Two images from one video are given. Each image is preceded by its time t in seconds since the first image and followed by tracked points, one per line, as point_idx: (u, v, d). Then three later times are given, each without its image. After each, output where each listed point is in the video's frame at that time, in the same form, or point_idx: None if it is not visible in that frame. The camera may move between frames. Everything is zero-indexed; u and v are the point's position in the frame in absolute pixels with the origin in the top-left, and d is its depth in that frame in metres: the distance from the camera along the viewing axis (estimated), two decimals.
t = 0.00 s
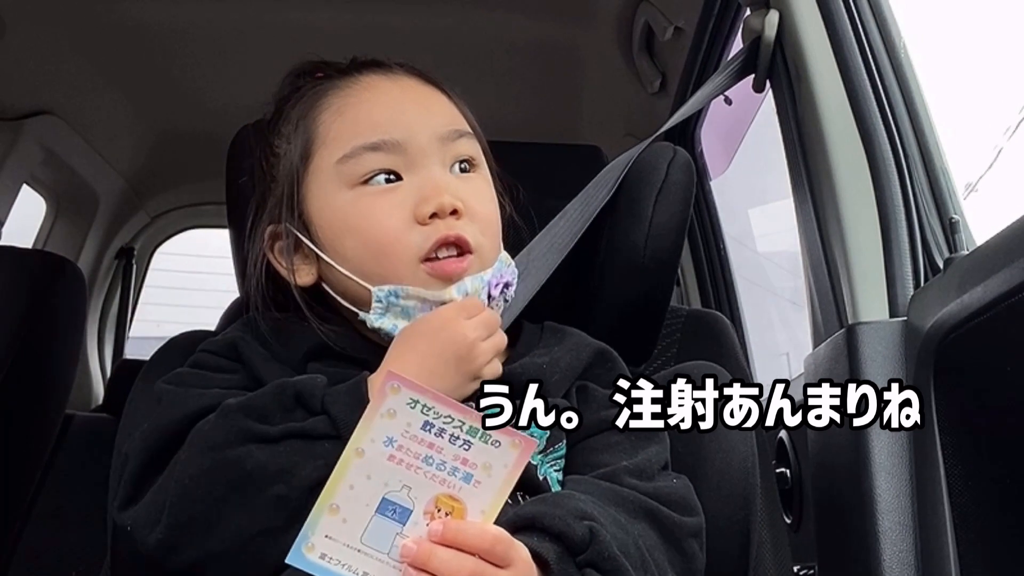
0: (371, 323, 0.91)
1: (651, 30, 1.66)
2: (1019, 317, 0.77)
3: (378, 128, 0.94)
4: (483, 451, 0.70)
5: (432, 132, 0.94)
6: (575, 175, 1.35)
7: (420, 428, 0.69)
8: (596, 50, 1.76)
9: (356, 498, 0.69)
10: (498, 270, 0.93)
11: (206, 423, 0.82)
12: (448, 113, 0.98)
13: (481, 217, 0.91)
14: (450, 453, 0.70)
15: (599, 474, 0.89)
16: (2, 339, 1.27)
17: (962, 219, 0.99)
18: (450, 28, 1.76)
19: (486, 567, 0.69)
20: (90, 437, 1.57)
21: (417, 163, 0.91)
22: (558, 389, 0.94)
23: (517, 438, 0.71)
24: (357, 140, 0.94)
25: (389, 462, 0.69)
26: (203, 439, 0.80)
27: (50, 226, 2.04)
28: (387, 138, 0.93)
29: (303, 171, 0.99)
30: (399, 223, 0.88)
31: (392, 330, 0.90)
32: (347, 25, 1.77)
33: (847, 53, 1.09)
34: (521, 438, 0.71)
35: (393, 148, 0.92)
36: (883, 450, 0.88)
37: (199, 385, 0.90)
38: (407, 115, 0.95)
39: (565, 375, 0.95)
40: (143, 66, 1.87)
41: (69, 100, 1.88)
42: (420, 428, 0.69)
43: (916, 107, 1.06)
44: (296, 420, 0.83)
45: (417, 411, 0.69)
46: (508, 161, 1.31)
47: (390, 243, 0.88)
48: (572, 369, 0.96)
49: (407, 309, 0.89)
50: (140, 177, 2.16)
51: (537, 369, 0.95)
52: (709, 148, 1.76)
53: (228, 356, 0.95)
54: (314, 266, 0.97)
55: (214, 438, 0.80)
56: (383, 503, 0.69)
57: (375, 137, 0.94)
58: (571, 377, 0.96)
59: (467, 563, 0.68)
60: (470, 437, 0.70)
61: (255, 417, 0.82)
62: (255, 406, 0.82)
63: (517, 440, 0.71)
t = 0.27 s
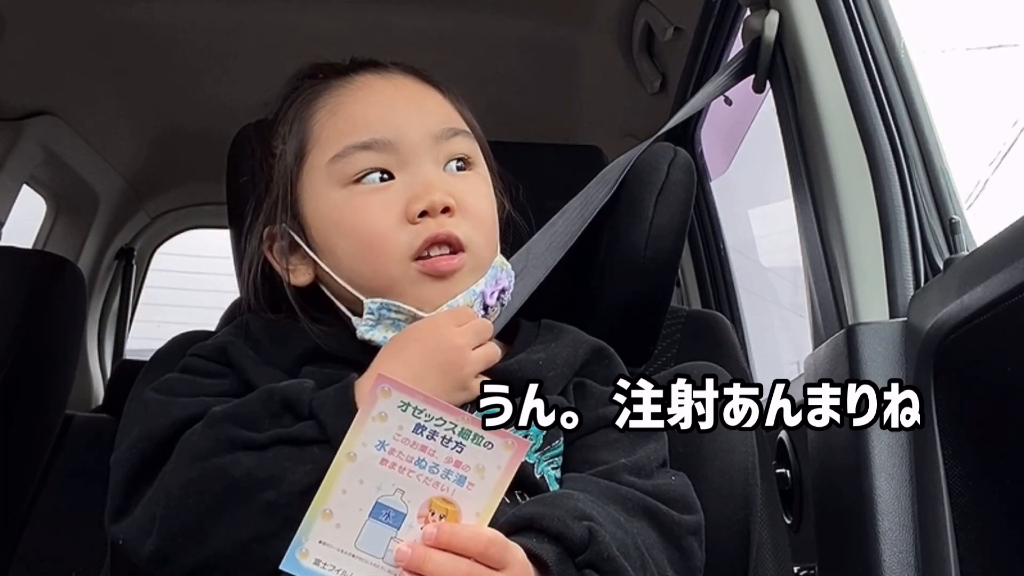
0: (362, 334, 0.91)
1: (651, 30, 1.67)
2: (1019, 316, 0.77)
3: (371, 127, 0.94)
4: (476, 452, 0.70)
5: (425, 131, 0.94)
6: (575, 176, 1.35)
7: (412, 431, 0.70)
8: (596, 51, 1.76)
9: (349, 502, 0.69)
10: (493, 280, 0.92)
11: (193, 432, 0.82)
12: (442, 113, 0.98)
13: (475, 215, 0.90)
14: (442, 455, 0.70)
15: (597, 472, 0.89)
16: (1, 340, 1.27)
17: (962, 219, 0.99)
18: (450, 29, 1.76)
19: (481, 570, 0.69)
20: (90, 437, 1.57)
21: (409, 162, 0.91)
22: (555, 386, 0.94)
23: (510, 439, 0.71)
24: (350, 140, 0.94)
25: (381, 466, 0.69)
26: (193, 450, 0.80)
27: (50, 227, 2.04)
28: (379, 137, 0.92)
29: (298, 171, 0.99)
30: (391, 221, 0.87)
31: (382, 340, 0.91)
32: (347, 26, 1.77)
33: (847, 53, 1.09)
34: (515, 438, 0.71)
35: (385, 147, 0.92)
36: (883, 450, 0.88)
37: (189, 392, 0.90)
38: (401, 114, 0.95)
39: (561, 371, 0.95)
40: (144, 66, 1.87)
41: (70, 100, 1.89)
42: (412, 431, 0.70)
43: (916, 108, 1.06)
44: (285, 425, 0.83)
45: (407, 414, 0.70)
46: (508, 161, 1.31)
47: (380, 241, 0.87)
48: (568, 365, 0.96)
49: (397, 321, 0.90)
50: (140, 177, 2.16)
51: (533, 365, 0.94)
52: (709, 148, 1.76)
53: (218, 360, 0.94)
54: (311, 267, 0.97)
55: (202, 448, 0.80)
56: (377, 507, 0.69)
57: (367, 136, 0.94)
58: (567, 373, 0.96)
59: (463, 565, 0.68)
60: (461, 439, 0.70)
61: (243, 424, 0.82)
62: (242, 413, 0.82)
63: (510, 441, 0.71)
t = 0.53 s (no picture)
0: (368, 329, 0.91)
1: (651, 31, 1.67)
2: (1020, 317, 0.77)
3: (388, 130, 0.94)
4: (484, 443, 0.72)
5: (441, 136, 0.93)
6: (576, 177, 1.36)
7: (421, 421, 0.70)
8: (596, 52, 1.76)
9: (357, 494, 0.69)
10: (503, 273, 0.92)
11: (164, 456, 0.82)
12: (458, 117, 0.98)
13: (488, 223, 0.91)
14: (452, 446, 0.71)
15: (596, 473, 0.89)
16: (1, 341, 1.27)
17: (962, 220, 0.99)
18: (450, 29, 1.76)
19: (490, 560, 0.70)
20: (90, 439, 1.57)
21: (425, 167, 0.91)
22: (553, 388, 0.94)
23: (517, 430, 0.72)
24: (366, 141, 0.94)
25: (389, 457, 0.70)
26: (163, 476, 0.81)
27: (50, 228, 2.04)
28: (396, 141, 0.92)
29: (310, 170, 0.99)
30: (406, 226, 0.88)
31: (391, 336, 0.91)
32: (347, 27, 1.77)
33: (846, 53, 1.09)
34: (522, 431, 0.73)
35: (403, 151, 0.92)
36: (882, 450, 0.88)
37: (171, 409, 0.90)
38: (417, 118, 0.95)
39: (559, 373, 0.95)
40: (145, 67, 1.87)
41: (71, 101, 1.89)
42: (421, 422, 0.70)
43: (916, 109, 1.06)
44: (249, 445, 0.82)
45: (417, 405, 0.70)
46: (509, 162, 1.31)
47: (396, 245, 0.88)
48: (566, 367, 0.96)
49: (402, 313, 0.89)
50: (140, 178, 2.16)
51: (530, 368, 0.93)
52: (709, 149, 1.76)
53: (198, 372, 0.92)
54: (317, 266, 0.97)
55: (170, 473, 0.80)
56: (385, 498, 0.70)
57: (384, 138, 0.93)
58: (565, 376, 0.95)
59: (472, 556, 0.70)
60: (470, 430, 0.71)
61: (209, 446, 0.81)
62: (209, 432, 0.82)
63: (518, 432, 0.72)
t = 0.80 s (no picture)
0: (380, 316, 0.90)
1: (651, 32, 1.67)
2: (1020, 317, 0.77)
3: (424, 122, 0.96)
4: (472, 437, 0.73)
5: (473, 137, 0.95)
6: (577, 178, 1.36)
7: (407, 420, 0.73)
8: (596, 53, 1.76)
9: (351, 499, 0.71)
10: (518, 278, 0.93)
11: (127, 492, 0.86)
12: (490, 120, 0.99)
13: (511, 226, 0.93)
14: (440, 442, 0.72)
15: (597, 476, 0.89)
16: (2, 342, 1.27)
17: (963, 222, 1.00)
18: (450, 30, 1.76)
19: (494, 552, 0.68)
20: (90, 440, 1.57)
21: (456, 163, 0.93)
22: (553, 391, 0.96)
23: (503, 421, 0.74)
24: (401, 132, 0.96)
25: (380, 459, 0.72)
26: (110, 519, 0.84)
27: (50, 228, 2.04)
28: (430, 134, 0.94)
29: (339, 156, 1.00)
30: (432, 217, 0.89)
31: (404, 325, 0.90)
32: (347, 27, 1.77)
33: (847, 53, 1.09)
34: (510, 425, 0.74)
35: (435, 145, 0.93)
36: (883, 451, 0.88)
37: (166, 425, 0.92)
38: (451, 113, 0.96)
39: (560, 376, 0.97)
40: (144, 68, 1.87)
41: (71, 102, 1.89)
42: (407, 421, 0.73)
43: (916, 110, 1.06)
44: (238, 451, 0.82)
45: (401, 404, 0.73)
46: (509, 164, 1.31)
47: (419, 234, 0.89)
48: (568, 370, 0.98)
49: (417, 302, 0.89)
50: (140, 178, 2.16)
51: (531, 371, 0.96)
52: (710, 149, 1.77)
53: (188, 390, 0.95)
54: (336, 251, 0.98)
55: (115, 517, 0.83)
56: (380, 502, 0.71)
57: (419, 131, 0.95)
58: (567, 378, 0.97)
59: (473, 549, 0.67)
60: (458, 425, 0.73)
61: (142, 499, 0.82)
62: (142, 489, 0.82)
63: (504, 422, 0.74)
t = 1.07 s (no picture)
0: (376, 312, 0.90)
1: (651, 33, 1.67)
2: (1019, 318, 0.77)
3: (414, 118, 0.96)
4: (436, 438, 0.67)
5: (463, 131, 0.96)
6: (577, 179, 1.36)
7: (367, 431, 0.66)
8: (596, 55, 1.76)
9: (320, 517, 0.66)
10: (515, 274, 0.94)
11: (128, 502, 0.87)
12: (482, 118, 1.00)
13: (503, 220, 0.93)
14: (404, 448, 0.66)
15: (592, 473, 0.89)
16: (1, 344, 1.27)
17: (963, 223, 1.00)
18: (450, 31, 1.76)
19: (467, 553, 0.67)
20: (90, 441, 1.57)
21: (447, 157, 0.93)
22: (552, 390, 0.96)
23: (464, 418, 0.68)
24: (391, 128, 0.96)
25: (343, 473, 0.66)
26: (113, 539, 0.85)
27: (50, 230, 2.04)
28: (421, 128, 0.95)
29: (331, 156, 1.01)
30: (424, 211, 0.89)
31: (400, 319, 0.89)
32: (347, 29, 1.77)
33: (847, 54, 1.09)
34: (469, 417, 0.69)
35: (427, 140, 0.94)
36: (883, 451, 0.88)
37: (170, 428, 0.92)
38: (442, 109, 0.97)
39: (558, 376, 0.97)
40: (145, 70, 1.87)
41: (71, 104, 1.89)
42: (367, 432, 0.66)
43: (916, 111, 1.06)
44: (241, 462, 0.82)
45: (359, 415, 0.67)
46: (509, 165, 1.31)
47: (411, 229, 0.89)
48: (566, 370, 0.98)
49: (412, 297, 0.89)
50: (140, 179, 2.16)
51: (529, 371, 0.96)
52: (710, 151, 1.77)
53: (186, 391, 0.94)
54: (331, 250, 0.99)
55: (125, 539, 0.84)
56: (349, 516, 0.66)
57: (410, 126, 0.96)
58: (564, 378, 0.97)
59: (448, 552, 0.66)
60: (419, 428, 0.67)
61: (147, 525, 0.82)
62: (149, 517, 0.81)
63: (466, 419, 0.68)
